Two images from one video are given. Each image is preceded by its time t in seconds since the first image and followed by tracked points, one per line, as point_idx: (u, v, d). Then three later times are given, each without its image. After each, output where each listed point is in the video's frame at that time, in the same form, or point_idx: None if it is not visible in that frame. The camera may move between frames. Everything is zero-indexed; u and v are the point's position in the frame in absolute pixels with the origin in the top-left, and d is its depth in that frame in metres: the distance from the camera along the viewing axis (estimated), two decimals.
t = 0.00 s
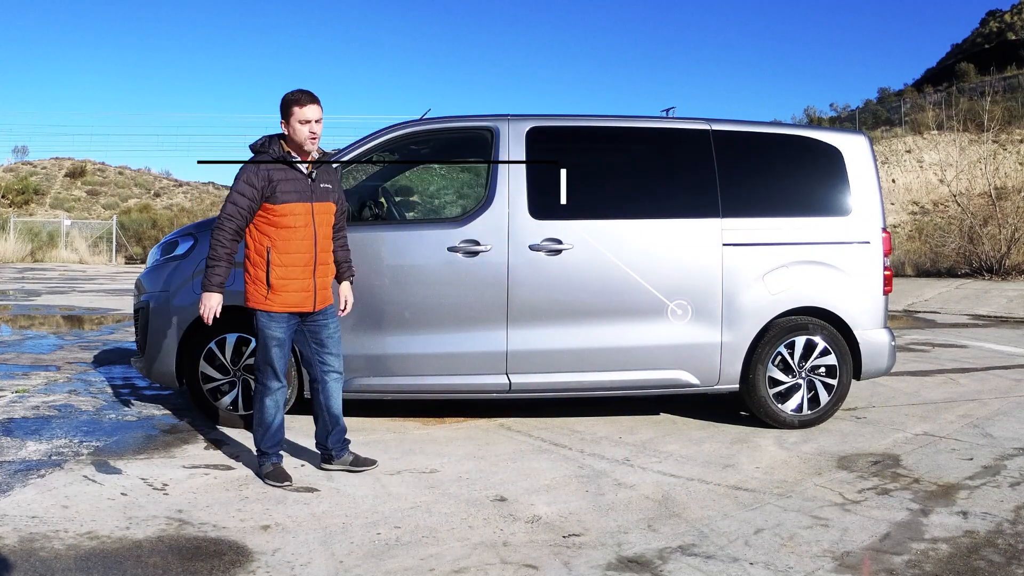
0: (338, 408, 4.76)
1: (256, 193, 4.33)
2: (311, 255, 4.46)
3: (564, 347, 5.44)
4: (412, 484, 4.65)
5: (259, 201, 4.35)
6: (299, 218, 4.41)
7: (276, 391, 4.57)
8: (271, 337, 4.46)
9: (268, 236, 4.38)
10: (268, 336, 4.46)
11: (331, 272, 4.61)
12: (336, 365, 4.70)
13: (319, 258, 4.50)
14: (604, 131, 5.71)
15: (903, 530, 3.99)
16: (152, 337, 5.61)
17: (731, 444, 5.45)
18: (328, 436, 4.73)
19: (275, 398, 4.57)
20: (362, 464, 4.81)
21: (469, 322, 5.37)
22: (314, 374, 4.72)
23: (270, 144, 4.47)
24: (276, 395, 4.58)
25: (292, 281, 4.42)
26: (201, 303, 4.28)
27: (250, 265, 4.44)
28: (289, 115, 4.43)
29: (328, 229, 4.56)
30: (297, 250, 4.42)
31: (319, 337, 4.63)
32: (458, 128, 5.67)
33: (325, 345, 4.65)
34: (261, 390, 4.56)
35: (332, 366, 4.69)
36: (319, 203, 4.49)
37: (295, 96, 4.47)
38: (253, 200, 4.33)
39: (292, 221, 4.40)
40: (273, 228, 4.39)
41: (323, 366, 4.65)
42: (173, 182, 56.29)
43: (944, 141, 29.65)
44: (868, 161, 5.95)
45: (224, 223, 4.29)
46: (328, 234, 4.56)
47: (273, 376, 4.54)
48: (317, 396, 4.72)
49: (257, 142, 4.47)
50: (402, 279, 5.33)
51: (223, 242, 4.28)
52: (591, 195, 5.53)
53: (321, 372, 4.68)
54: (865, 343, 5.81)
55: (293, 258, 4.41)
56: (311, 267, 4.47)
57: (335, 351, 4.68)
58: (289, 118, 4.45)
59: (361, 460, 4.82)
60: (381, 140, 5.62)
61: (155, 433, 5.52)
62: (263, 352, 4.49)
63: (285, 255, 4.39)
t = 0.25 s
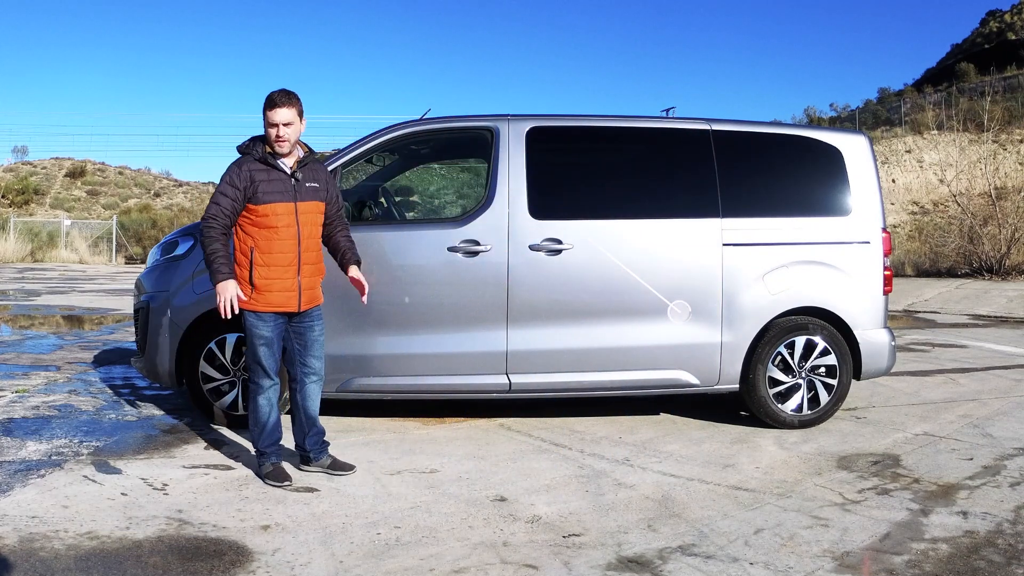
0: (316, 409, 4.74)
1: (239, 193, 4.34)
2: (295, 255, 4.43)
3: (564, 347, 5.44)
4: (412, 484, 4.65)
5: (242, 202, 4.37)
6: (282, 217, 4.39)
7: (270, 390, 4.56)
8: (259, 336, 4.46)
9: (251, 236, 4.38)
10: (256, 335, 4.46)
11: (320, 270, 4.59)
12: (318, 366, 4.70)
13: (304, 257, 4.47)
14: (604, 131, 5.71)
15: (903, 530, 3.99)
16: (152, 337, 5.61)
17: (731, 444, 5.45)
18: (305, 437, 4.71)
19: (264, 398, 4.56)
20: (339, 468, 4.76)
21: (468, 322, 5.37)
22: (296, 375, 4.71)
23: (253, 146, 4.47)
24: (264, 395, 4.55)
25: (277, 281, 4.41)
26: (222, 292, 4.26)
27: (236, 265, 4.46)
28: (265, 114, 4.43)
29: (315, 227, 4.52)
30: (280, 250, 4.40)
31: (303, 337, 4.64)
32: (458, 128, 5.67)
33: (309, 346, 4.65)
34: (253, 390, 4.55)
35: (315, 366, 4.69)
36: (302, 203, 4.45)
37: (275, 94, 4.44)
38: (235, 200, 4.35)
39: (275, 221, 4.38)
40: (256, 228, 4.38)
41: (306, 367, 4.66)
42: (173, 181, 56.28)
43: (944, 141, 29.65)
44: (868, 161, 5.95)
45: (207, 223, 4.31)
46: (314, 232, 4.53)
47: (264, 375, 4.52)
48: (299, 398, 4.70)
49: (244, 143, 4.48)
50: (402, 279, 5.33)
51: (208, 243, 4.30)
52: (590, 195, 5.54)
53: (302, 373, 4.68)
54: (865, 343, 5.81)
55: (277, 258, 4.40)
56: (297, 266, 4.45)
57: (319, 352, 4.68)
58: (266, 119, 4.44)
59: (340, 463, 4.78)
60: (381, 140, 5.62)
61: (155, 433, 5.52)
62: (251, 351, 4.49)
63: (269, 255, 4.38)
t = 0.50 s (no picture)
0: (315, 408, 4.74)
1: (230, 194, 4.35)
2: (287, 256, 4.44)
3: (564, 347, 5.44)
4: (412, 484, 4.65)
5: (234, 202, 4.38)
6: (274, 219, 4.40)
7: (267, 390, 4.56)
8: (255, 337, 4.47)
9: (243, 237, 4.40)
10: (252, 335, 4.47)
11: (313, 271, 4.59)
12: (315, 366, 4.70)
13: (296, 258, 4.47)
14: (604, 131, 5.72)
15: (903, 530, 3.99)
16: (152, 336, 5.61)
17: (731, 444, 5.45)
18: (305, 437, 4.71)
19: (262, 399, 4.56)
20: (340, 468, 4.75)
21: (468, 322, 5.37)
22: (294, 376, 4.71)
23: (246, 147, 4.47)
24: (262, 395, 4.56)
25: (268, 282, 4.42)
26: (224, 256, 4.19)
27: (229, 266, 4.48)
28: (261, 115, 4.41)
29: (308, 228, 4.53)
30: (271, 252, 4.40)
31: (300, 337, 4.64)
32: (458, 128, 5.67)
33: (305, 345, 4.65)
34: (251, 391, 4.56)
35: (313, 366, 4.69)
36: (294, 205, 4.45)
37: (273, 95, 4.40)
38: (227, 201, 4.36)
39: (267, 222, 4.39)
40: (248, 229, 4.40)
41: (303, 366, 4.66)
42: (173, 181, 56.27)
43: (944, 141, 29.65)
44: (868, 161, 5.95)
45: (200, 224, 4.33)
46: (306, 233, 4.52)
47: (261, 374, 4.53)
48: (298, 398, 4.70)
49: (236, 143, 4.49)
50: (402, 279, 5.32)
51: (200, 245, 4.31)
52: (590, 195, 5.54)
53: (299, 372, 4.68)
54: (865, 343, 5.81)
55: (268, 259, 4.40)
56: (288, 267, 4.45)
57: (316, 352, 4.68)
58: (262, 120, 4.41)
59: (341, 463, 4.77)
60: (381, 140, 5.62)
61: (155, 433, 5.52)
62: (247, 352, 4.50)
63: (260, 256, 4.39)
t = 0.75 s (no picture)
0: (315, 408, 4.74)
1: (231, 196, 4.32)
2: (287, 257, 4.44)
3: (564, 347, 5.44)
4: (412, 484, 4.65)
5: (235, 204, 4.34)
6: (275, 219, 4.40)
7: (267, 390, 4.56)
8: (255, 337, 4.47)
9: (244, 239, 4.38)
10: (252, 336, 4.47)
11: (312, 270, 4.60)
12: (315, 366, 4.70)
13: (296, 258, 4.48)
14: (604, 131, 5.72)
15: (903, 530, 3.99)
16: (152, 336, 5.61)
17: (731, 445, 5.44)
18: (305, 437, 4.71)
19: (262, 399, 4.56)
20: (340, 468, 4.75)
21: (468, 322, 5.37)
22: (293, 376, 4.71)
23: (244, 147, 4.45)
24: (262, 396, 4.56)
25: (270, 283, 4.42)
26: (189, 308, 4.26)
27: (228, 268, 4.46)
28: (265, 115, 4.39)
29: (307, 228, 4.54)
30: (273, 253, 4.41)
31: (300, 337, 4.64)
32: (458, 128, 5.67)
33: (305, 345, 4.65)
34: (251, 391, 4.56)
35: (312, 366, 4.69)
36: (295, 205, 4.46)
37: (276, 95, 4.39)
38: (229, 203, 4.32)
39: (268, 223, 4.38)
40: (248, 230, 4.38)
41: (303, 366, 4.66)
42: (173, 181, 56.28)
43: (944, 141, 29.66)
44: (868, 161, 5.95)
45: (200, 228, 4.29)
46: (305, 233, 4.54)
47: (261, 375, 4.53)
48: (297, 398, 4.70)
49: (233, 144, 4.47)
50: (402, 279, 5.32)
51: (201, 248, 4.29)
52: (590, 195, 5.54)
53: (298, 372, 4.67)
54: (865, 343, 5.81)
55: (270, 260, 4.41)
56: (289, 267, 4.46)
57: (315, 352, 4.68)
58: (266, 120, 4.39)
59: (341, 463, 4.77)
60: (381, 140, 5.62)
61: (155, 433, 5.52)
62: (248, 353, 4.50)
63: (262, 257, 4.39)
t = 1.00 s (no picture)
0: (315, 408, 4.74)
1: (236, 197, 4.30)
2: (292, 256, 4.46)
3: (564, 347, 5.44)
4: (412, 484, 4.65)
5: (239, 205, 4.32)
6: (280, 219, 4.40)
7: (268, 390, 4.56)
8: (258, 337, 4.47)
9: (249, 240, 4.37)
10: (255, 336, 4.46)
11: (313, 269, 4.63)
12: (315, 365, 4.70)
13: (300, 258, 4.51)
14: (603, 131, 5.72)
15: (903, 530, 3.99)
16: (152, 336, 5.61)
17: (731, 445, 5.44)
18: (305, 437, 4.71)
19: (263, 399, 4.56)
20: (340, 468, 4.75)
21: (468, 322, 5.37)
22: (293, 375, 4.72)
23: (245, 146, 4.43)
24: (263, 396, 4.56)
25: (275, 283, 4.43)
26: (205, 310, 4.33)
27: (230, 269, 4.43)
28: (270, 115, 4.40)
29: (308, 227, 4.56)
30: (278, 252, 4.42)
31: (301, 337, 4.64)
32: (458, 128, 5.66)
33: (305, 345, 4.66)
34: (252, 392, 4.56)
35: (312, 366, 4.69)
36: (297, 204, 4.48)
37: (282, 95, 4.40)
38: (233, 204, 4.30)
39: (273, 223, 4.39)
40: (252, 231, 4.37)
41: (303, 366, 4.66)
42: (173, 181, 56.28)
43: (944, 141, 29.65)
44: (868, 161, 5.95)
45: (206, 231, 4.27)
46: (307, 232, 4.57)
47: (262, 375, 4.53)
48: (298, 398, 4.71)
49: (232, 144, 4.44)
50: (402, 279, 5.32)
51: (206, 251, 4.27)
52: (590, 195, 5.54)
53: (299, 372, 4.68)
54: (865, 343, 5.81)
55: (276, 260, 4.41)
56: (293, 267, 4.47)
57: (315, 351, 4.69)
58: (274, 120, 4.40)
59: (341, 463, 4.77)
60: (381, 139, 5.62)
61: (155, 433, 5.52)
62: (250, 353, 4.50)
63: (267, 257, 4.39)
